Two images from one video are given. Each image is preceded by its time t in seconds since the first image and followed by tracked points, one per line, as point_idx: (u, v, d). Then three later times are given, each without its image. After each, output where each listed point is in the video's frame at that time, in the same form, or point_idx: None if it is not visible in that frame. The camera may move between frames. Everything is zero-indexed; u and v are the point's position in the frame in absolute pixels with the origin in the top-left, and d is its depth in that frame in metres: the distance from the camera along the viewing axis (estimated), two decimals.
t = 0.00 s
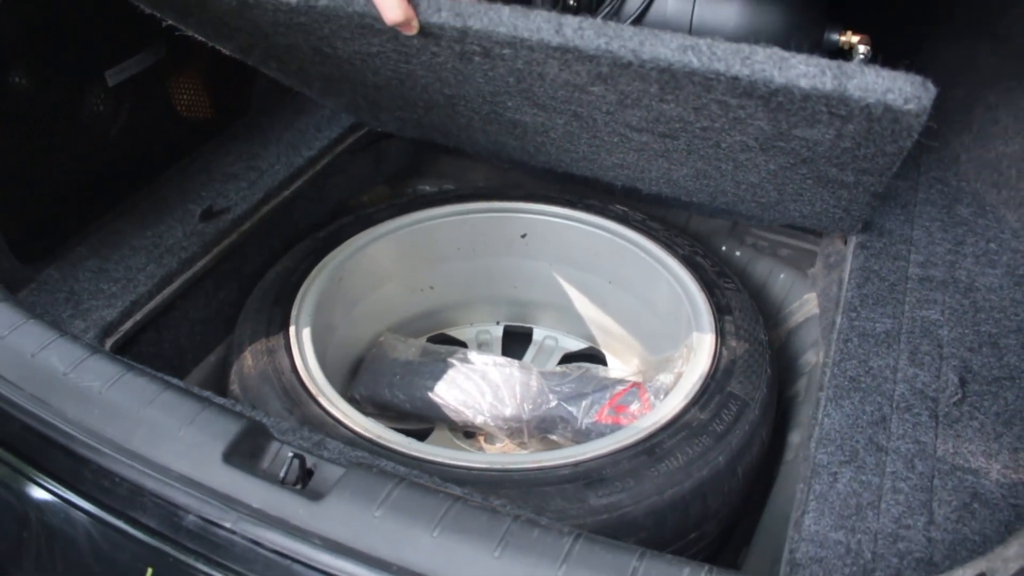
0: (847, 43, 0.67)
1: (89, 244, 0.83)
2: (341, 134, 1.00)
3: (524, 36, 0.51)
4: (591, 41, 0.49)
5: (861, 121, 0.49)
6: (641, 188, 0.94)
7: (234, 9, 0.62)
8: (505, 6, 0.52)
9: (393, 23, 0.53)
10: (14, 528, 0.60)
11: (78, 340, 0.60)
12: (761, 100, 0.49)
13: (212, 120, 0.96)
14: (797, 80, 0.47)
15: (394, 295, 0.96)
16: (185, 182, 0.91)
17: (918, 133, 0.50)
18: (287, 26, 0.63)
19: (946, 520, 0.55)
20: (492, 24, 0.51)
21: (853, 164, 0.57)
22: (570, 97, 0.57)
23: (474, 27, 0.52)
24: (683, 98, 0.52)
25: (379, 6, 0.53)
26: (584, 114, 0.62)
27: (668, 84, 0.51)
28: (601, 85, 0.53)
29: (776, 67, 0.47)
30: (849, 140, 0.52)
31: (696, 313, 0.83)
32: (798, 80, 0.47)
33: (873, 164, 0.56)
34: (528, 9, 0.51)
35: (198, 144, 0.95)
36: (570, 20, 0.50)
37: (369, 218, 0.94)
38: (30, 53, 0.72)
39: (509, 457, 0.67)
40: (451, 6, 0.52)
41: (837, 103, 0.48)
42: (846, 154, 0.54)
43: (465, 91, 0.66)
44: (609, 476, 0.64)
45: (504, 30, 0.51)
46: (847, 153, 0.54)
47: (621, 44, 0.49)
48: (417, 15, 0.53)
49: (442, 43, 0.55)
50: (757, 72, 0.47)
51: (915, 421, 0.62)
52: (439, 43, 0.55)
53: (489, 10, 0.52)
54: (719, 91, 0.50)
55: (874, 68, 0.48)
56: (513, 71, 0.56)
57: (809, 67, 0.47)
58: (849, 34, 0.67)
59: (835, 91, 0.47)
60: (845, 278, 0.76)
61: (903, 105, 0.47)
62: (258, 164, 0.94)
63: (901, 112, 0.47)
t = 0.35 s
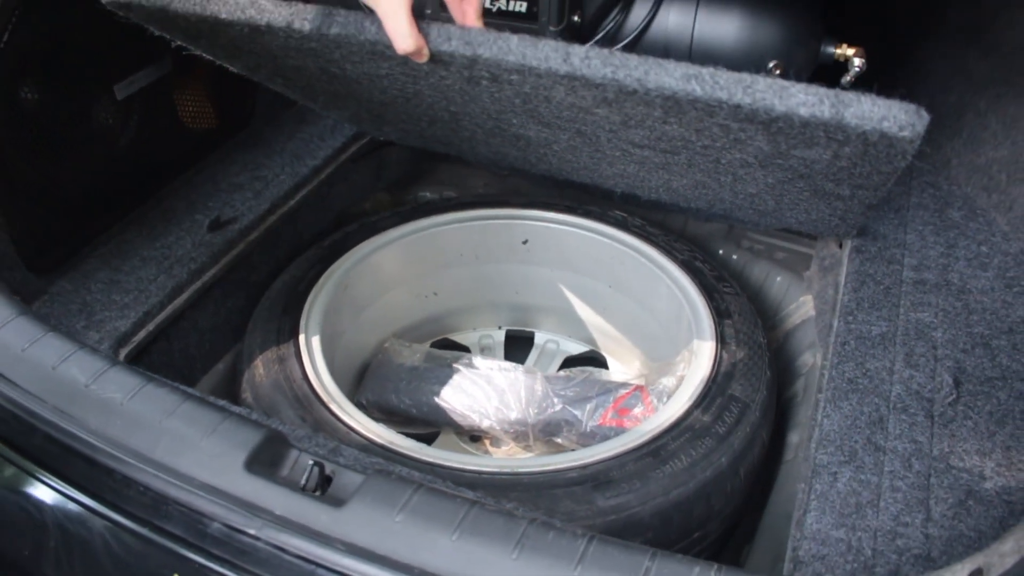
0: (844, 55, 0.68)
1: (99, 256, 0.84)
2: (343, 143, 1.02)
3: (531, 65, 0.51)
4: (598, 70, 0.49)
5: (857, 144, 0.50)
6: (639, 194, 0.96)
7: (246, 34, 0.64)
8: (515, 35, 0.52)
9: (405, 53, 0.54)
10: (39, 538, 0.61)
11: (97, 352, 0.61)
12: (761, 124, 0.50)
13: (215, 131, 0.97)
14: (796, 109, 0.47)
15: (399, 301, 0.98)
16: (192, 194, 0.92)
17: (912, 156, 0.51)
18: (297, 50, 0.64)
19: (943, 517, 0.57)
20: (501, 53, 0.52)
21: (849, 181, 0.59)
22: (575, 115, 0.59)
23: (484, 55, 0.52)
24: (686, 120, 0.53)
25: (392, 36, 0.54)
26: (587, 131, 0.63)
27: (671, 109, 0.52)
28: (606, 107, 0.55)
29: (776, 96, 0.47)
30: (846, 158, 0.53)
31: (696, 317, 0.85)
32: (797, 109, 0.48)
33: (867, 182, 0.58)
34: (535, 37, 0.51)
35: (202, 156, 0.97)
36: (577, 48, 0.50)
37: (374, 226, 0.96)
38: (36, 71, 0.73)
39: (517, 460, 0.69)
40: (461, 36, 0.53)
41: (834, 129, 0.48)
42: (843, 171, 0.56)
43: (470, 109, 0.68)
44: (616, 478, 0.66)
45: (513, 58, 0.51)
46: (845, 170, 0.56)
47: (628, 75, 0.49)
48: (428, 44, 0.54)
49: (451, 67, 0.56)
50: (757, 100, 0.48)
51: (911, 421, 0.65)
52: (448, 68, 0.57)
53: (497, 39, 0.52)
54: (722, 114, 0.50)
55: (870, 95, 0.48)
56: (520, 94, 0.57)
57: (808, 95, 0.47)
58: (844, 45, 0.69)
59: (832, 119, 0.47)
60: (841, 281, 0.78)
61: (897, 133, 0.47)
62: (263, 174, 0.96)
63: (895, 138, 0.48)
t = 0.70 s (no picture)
0: (842, 56, 0.70)
1: (108, 256, 0.85)
2: (347, 143, 1.03)
3: (540, 69, 0.52)
4: (605, 73, 0.50)
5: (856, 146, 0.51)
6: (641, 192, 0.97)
7: (256, 38, 0.65)
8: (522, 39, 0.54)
9: (416, 57, 0.54)
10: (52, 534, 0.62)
11: (110, 350, 0.62)
12: (763, 125, 0.51)
13: (220, 131, 0.98)
14: (798, 111, 0.48)
15: (403, 299, 0.99)
16: (199, 194, 0.93)
17: (911, 155, 0.52)
18: (306, 53, 0.65)
19: (942, 508, 0.58)
20: (509, 57, 0.53)
21: (848, 180, 0.60)
22: (580, 117, 0.60)
23: (492, 59, 0.53)
24: (690, 122, 0.54)
25: (403, 40, 0.55)
26: (591, 131, 0.64)
27: (676, 110, 0.53)
28: (611, 109, 0.56)
29: (778, 98, 0.49)
30: (847, 158, 0.54)
31: (698, 313, 0.86)
32: (800, 111, 0.49)
33: (866, 182, 0.60)
34: (543, 42, 0.52)
35: (208, 156, 0.98)
36: (585, 52, 0.51)
37: (378, 225, 0.97)
38: (48, 72, 0.74)
39: (524, 455, 0.70)
40: (470, 40, 0.54)
41: (836, 130, 0.50)
42: (843, 171, 0.57)
43: (476, 112, 0.69)
44: (621, 471, 0.67)
45: (521, 62, 0.52)
46: (845, 171, 0.57)
47: (635, 79, 0.50)
48: (437, 49, 0.55)
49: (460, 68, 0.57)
50: (760, 102, 0.49)
51: (910, 415, 0.66)
52: (456, 71, 0.58)
53: (507, 43, 0.54)
54: (724, 116, 0.51)
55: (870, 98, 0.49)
56: (527, 96, 0.58)
57: (810, 98, 0.49)
58: (842, 46, 0.70)
59: (833, 121, 0.49)
60: (840, 277, 0.80)
61: (897, 134, 0.48)
62: (269, 174, 0.97)
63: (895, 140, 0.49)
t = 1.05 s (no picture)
0: (842, 61, 0.71)
1: (123, 257, 0.87)
2: (356, 146, 1.04)
3: (549, 85, 0.53)
4: (611, 89, 0.52)
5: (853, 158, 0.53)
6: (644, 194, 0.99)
7: (271, 51, 0.66)
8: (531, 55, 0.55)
9: (426, 73, 0.56)
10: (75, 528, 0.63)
11: (130, 349, 0.64)
12: (764, 139, 0.53)
13: (231, 135, 1.00)
14: (797, 127, 0.50)
15: (410, 299, 1.01)
16: (211, 196, 0.95)
17: (906, 168, 0.54)
18: (319, 65, 0.66)
19: (938, 501, 0.60)
20: (519, 73, 0.54)
21: (848, 188, 0.62)
22: (586, 126, 0.62)
23: (501, 75, 0.55)
24: (694, 134, 0.56)
25: (413, 56, 0.56)
26: (597, 139, 0.66)
27: (680, 125, 0.54)
28: (617, 121, 0.58)
29: (779, 114, 0.50)
30: (845, 169, 0.56)
31: (700, 314, 0.88)
32: (799, 126, 0.51)
33: (865, 189, 0.61)
34: (551, 58, 0.54)
35: (218, 159, 0.99)
36: (592, 69, 0.53)
37: (386, 226, 0.98)
38: (65, 77, 0.76)
39: (531, 452, 0.72)
40: (481, 56, 0.55)
41: (834, 145, 0.51)
42: (842, 180, 0.59)
43: (484, 121, 0.70)
44: (626, 467, 0.69)
45: (531, 78, 0.54)
46: (847, 180, 0.59)
47: (641, 95, 0.51)
48: (448, 65, 0.56)
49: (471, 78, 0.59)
50: (762, 118, 0.51)
51: (908, 412, 0.68)
52: (467, 84, 0.59)
53: (516, 59, 0.55)
54: (727, 130, 0.53)
55: (865, 113, 0.51)
56: (535, 108, 0.60)
57: (809, 114, 0.50)
58: (842, 53, 0.72)
59: (831, 137, 0.51)
60: (840, 278, 0.82)
61: (892, 149, 0.50)
62: (279, 176, 0.98)
63: (891, 154, 0.51)
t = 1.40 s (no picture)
0: (839, 71, 0.73)
1: (142, 257, 0.89)
2: (367, 149, 1.08)
3: (558, 97, 0.56)
4: (617, 102, 0.55)
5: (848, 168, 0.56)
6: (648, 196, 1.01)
7: (291, 62, 0.69)
8: (540, 68, 0.58)
9: (440, 85, 0.58)
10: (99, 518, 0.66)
11: (154, 347, 0.67)
12: (763, 147, 0.56)
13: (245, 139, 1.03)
14: (792, 137, 0.53)
15: (419, 299, 1.03)
16: (227, 199, 0.98)
17: (897, 174, 0.56)
18: (337, 76, 0.69)
19: (929, 493, 0.63)
20: (529, 85, 0.57)
21: (842, 195, 0.65)
22: (591, 136, 0.65)
23: (512, 86, 0.57)
24: (695, 144, 0.59)
25: (428, 69, 0.58)
26: (603, 147, 0.68)
27: (682, 134, 0.57)
28: (621, 131, 0.60)
29: (776, 125, 0.53)
30: (839, 177, 0.59)
31: (702, 315, 0.90)
32: (794, 138, 0.53)
33: (858, 196, 0.64)
34: (560, 71, 0.56)
35: (233, 162, 1.02)
36: (598, 82, 0.55)
37: (396, 228, 1.01)
38: (89, 85, 0.79)
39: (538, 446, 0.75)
40: (493, 69, 0.58)
41: (828, 155, 0.54)
42: (836, 187, 0.62)
43: (494, 129, 0.73)
44: (630, 461, 0.72)
45: (540, 90, 0.57)
46: (842, 187, 0.62)
47: (645, 107, 0.54)
48: (461, 77, 0.58)
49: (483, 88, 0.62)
50: (759, 128, 0.53)
51: (901, 408, 0.70)
52: (480, 95, 0.62)
53: (526, 72, 0.57)
54: (726, 140, 0.56)
55: (856, 124, 0.54)
56: (544, 117, 0.63)
57: (803, 125, 0.53)
58: (838, 62, 0.75)
59: (825, 147, 0.53)
60: (837, 279, 0.85)
61: (882, 159, 0.53)
62: (292, 179, 1.01)
63: (882, 163, 0.54)
